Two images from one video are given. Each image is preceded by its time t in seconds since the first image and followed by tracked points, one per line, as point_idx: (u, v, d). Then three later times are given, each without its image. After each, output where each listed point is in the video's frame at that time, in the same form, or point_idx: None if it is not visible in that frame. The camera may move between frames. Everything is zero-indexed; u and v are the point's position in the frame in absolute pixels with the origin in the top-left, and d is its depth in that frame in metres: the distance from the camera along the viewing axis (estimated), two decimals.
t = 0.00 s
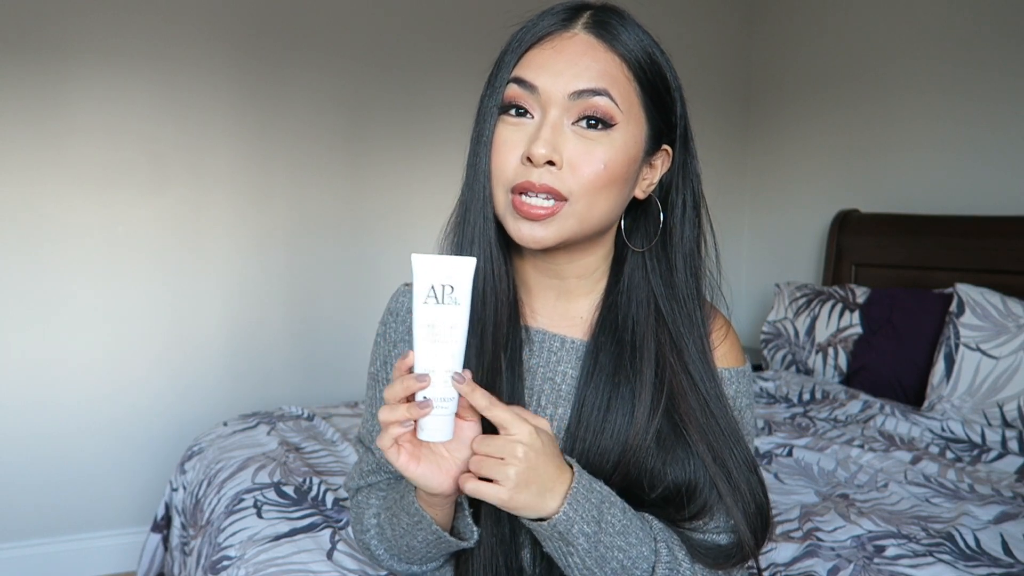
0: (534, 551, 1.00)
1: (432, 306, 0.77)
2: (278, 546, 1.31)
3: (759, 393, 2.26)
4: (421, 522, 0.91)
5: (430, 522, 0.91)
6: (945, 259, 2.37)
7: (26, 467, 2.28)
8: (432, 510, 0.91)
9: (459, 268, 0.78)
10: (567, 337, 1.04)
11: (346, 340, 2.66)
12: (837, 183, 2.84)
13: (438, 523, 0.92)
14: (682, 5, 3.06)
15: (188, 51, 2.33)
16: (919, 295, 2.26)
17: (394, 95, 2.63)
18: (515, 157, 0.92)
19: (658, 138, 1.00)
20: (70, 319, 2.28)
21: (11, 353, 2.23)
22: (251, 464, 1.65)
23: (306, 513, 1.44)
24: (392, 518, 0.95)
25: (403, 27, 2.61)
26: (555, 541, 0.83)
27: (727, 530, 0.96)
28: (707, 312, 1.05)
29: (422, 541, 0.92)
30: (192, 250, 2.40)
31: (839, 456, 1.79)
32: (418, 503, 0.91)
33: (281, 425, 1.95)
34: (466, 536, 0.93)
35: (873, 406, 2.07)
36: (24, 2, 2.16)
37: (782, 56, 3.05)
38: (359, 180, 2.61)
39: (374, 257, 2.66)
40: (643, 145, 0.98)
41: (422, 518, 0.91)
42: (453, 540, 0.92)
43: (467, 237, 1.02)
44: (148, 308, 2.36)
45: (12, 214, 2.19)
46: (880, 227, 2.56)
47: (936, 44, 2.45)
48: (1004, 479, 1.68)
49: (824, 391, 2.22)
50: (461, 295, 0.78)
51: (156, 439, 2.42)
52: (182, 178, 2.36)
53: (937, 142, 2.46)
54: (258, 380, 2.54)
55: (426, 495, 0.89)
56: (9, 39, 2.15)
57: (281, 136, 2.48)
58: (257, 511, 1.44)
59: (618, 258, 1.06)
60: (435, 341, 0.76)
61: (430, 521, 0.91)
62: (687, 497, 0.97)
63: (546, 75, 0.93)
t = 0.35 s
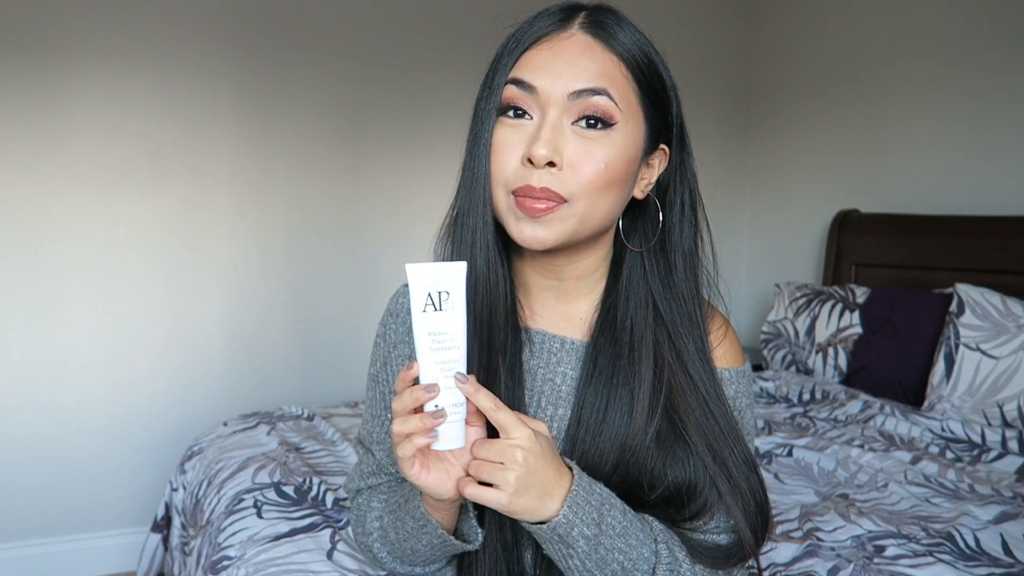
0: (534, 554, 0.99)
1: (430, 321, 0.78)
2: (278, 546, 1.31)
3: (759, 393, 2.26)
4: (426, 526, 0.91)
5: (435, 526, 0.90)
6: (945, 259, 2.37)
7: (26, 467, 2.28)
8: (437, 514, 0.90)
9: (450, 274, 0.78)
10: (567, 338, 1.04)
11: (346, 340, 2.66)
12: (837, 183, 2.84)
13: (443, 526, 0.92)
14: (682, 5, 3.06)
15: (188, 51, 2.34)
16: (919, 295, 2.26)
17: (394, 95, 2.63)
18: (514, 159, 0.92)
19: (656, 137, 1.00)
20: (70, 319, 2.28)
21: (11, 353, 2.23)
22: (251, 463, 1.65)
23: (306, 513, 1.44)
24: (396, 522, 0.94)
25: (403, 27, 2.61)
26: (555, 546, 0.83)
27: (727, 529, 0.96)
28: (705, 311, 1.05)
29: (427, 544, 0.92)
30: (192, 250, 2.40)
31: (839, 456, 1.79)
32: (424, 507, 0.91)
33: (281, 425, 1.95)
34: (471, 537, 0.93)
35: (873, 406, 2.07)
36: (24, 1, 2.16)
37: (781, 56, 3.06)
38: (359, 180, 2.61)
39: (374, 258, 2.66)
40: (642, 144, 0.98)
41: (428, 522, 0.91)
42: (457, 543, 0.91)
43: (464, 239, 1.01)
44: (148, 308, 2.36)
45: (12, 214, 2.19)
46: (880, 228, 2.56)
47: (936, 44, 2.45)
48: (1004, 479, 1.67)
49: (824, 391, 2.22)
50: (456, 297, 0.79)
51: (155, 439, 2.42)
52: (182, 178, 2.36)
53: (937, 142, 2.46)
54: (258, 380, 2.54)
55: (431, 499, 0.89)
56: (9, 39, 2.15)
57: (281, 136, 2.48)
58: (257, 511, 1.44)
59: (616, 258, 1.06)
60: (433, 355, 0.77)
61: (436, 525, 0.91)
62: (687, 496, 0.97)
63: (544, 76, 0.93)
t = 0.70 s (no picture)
0: (536, 553, 0.98)
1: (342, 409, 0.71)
2: (277, 546, 1.31)
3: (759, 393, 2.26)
4: (409, 523, 0.89)
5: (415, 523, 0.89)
6: (945, 259, 2.37)
7: (26, 467, 2.28)
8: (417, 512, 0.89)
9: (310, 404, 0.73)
10: (571, 338, 1.03)
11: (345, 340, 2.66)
12: (837, 183, 2.84)
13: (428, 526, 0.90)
14: (682, 5, 3.06)
15: (188, 51, 2.33)
16: (919, 295, 2.26)
17: (394, 95, 2.63)
18: (515, 149, 0.92)
19: (654, 125, 1.00)
20: (70, 319, 2.28)
21: (11, 353, 2.23)
22: (251, 464, 1.65)
23: (306, 513, 1.44)
24: (382, 521, 0.92)
25: (403, 27, 2.61)
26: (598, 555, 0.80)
27: (738, 524, 0.96)
28: (706, 303, 1.06)
29: (412, 542, 0.91)
30: (192, 250, 2.40)
31: (839, 456, 1.79)
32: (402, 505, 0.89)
33: (281, 425, 1.95)
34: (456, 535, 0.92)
35: (873, 406, 2.07)
36: (23, 1, 2.16)
37: (781, 56, 3.06)
38: (359, 180, 2.61)
39: (374, 258, 2.66)
40: (641, 131, 0.98)
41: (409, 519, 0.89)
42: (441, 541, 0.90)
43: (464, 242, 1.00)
44: (148, 308, 2.36)
45: (12, 214, 2.19)
46: (880, 227, 2.56)
47: (936, 44, 2.45)
48: (1004, 479, 1.67)
49: (824, 391, 2.22)
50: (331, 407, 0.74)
51: (155, 439, 2.42)
52: (182, 178, 2.36)
53: (937, 142, 2.46)
54: (259, 381, 2.54)
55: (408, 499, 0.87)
56: (9, 39, 2.15)
57: (281, 136, 2.48)
58: (257, 511, 1.44)
59: (621, 249, 1.05)
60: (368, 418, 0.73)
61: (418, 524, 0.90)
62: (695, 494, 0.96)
63: (539, 69, 0.94)
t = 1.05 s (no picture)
0: (540, 546, 0.96)
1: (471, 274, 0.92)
2: (278, 546, 1.31)
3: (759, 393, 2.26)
4: (437, 504, 0.88)
5: (446, 502, 0.88)
6: (945, 258, 2.37)
7: (26, 467, 2.28)
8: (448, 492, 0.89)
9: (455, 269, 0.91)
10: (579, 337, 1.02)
11: (345, 341, 2.66)
12: (837, 183, 2.84)
13: (455, 502, 0.90)
14: (682, 5, 3.06)
15: (188, 51, 2.33)
16: (919, 295, 2.26)
17: (394, 95, 2.63)
18: (514, 156, 0.92)
19: (654, 119, 1.00)
20: (71, 319, 2.28)
21: (11, 353, 2.23)
22: (251, 463, 1.65)
23: (306, 513, 1.44)
24: (401, 507, 0.90)
25: (403, 27, 2.60)
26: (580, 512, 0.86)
27: (732, 516, 0.96)
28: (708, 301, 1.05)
29: (437, 524, 0.89)
30: (192, 250, 2.40)
31: (839, 456, 1.79)
32: (434, 486, 0.88)
33: (281, 425, 1.95)
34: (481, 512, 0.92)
35: (873, 406, 2.07)
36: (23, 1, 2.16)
37: (781, 56, 3.06)
38: (360, 181, 2.61)
39: (375, 258, 2.66)
40: (640, 127, 0.98)
41: (438, 500, 0.88)
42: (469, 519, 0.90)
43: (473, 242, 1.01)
44: (148, 308, 2.36)
45: (12, 214, 2.19)
46: (880, 228, 2.56)
47: (936, 44, 2.45)
48: (1004, 479, 1.67)
49: (824, 391, 2.22)
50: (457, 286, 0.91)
51: (155, 440, 2.42)
52: (182, 178, 2.36)
53: (937, 142, 2.46)
54: (259, 381, 2.54)
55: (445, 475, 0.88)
56: (9, 39, 2.15)
57: (282, 136, 2.48)
58: (257, 511, 1.44)
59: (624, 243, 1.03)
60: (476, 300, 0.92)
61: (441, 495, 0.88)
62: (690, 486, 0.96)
63: (531, 75, 0.93)
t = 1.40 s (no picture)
0: (545, 541, 0.96)
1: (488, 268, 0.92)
2: (278, 546, 1.31)
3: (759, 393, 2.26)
4: (443, 496, 0.88)
5: (452, 494, 0.87)
6: (945, 259, 2.37)
7: (26, 467, 2.28)
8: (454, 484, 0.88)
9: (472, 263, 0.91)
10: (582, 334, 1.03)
11: (345, 341, 2.66)
12: (837, 183, 2.84)
13: (462, 493, 0.89)
14: (682, 4, 3.06)
15: (188, 50, 2.33)
16: (919, 295, 2.26)
17: (394, 95, 2.63)
18: (523, 164, 0.92)
19: (659, 122, 1.00)
20: (71, 320, 2.28)
21: (11, 352, 2.23)
22: (251, 463, 1.65)
23: (306, 513, 1.44)
24: (406, 500, 0.90)
25: (403, 27, 2.61)
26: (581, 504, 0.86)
27: (734, 511, 0.96)
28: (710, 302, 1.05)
29: (443, 517, 0.89)
30: (192, 251, 2.40)
31: (839, 456, 1.79)
32: (440, 478, 0.88)
33: (281, 424, 1.95)
34: (489, 506, 0.91)
35: (873, 406, 2.07)
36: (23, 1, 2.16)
37: (781, 57, 3.06)
38: (360, 181, 2.61)
39: (375, 259, 2.67)
40: (645, 130, 0.98)
41: (445, 492, 0.88)
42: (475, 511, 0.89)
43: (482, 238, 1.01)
44: (148, 308, 2.36)
45: (12, 214, 2.19)
46: (880, 228, 2.56)
47: (936, 44, 2.45)
48: (1004, 479, 1.67)
49: (824, 391, 2.22)
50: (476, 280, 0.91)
51: (155, 440, 2.42)
52: (182, 178, 2.36)
53: (937, 143, 2.46)
54: (259, 381, 2.54)
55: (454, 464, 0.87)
56: (9, 39, 2.15)
57: (282, 136, 2.48)
58: (257, 511, 1.44)
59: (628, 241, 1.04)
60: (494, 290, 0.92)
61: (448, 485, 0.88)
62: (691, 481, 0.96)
63: (537, 83, 0.93)
